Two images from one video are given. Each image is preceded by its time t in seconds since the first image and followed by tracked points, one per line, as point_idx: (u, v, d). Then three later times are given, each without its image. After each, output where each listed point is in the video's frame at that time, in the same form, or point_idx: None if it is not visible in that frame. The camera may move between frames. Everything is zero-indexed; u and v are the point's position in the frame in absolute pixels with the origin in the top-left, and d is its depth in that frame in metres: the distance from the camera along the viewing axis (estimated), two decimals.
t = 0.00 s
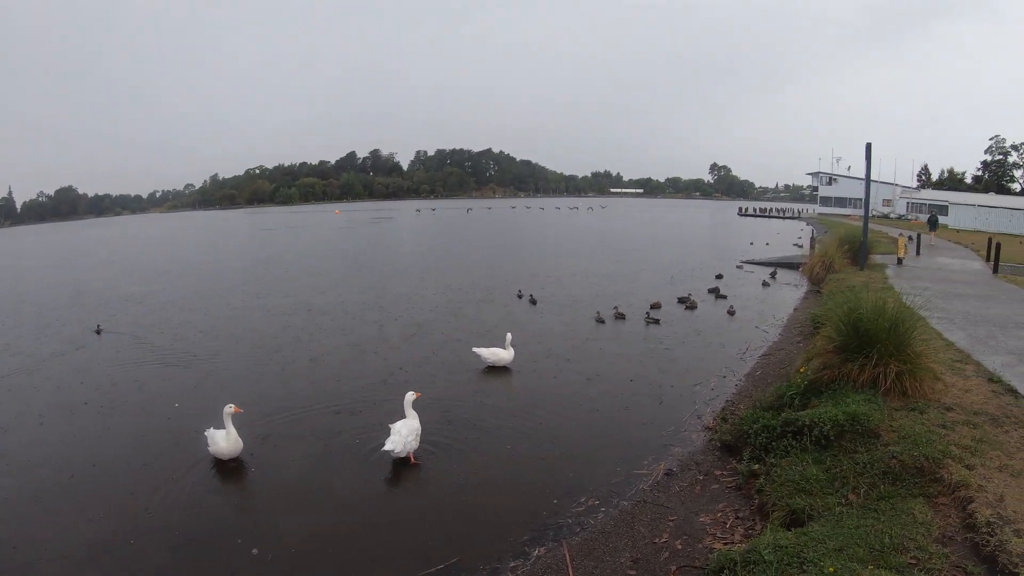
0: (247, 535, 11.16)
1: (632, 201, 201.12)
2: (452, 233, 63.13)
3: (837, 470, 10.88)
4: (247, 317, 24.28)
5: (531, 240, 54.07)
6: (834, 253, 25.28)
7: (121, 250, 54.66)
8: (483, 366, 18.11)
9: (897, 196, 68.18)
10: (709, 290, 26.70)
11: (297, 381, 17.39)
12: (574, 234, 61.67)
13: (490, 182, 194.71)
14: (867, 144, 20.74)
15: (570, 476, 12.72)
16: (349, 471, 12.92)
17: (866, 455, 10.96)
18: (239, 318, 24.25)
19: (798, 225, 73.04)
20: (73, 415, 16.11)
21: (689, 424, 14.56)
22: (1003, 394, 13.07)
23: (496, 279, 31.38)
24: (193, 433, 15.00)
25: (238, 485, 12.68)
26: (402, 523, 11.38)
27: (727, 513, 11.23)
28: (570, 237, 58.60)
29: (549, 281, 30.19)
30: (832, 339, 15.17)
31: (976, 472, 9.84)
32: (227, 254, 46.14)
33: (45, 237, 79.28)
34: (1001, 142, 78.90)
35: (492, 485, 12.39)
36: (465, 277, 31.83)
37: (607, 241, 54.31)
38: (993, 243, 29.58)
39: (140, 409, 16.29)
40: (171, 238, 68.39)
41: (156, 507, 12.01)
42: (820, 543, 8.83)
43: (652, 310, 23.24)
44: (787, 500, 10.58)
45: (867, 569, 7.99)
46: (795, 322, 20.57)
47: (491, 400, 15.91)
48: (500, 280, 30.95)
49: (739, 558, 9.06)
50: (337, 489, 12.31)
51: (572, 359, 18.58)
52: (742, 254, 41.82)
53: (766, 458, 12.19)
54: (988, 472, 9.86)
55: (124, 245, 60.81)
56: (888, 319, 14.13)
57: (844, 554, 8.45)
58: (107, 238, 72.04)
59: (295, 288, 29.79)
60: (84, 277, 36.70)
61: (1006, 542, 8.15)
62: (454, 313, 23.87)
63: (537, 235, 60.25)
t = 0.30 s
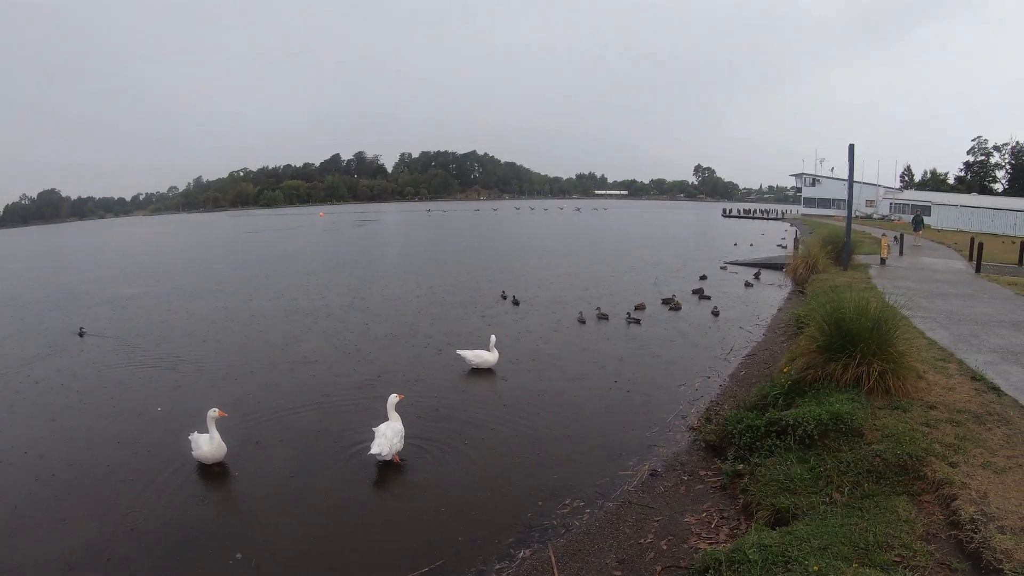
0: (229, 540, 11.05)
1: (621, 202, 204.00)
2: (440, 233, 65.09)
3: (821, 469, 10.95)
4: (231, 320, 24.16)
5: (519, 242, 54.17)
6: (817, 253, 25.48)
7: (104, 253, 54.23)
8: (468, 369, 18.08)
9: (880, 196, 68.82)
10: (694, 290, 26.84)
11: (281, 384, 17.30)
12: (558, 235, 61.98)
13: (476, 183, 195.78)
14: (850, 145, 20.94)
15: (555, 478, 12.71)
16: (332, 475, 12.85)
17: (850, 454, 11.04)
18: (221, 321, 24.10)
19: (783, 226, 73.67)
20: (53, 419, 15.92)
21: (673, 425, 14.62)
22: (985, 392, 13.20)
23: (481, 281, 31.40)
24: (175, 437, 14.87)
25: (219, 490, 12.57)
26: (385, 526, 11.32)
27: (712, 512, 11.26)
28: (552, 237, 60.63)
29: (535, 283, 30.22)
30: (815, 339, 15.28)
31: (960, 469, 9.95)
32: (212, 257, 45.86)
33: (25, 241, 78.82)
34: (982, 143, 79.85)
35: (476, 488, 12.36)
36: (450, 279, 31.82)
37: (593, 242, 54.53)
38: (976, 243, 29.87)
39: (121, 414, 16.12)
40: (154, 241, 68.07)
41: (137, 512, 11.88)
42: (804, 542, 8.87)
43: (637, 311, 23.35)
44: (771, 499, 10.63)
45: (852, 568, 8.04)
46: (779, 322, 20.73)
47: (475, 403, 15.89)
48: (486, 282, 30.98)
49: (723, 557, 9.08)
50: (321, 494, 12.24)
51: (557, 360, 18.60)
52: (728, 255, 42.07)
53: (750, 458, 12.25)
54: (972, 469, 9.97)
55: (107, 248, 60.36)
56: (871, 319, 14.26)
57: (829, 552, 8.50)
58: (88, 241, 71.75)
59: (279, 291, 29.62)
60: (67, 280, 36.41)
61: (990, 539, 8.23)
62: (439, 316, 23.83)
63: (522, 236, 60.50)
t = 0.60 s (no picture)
0: (217, 541, 10.98)
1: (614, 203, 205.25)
2: (436, 233, 65.79)
3: (810, 469, 10.99)
4: (218, 321, 24.05)
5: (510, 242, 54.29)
6: (806, 254, 25.65)
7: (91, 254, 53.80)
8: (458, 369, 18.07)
9: (868, 198, 69.27)
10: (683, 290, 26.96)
11: (270, 384, 17.24)
12: (549, 236, 62.12)
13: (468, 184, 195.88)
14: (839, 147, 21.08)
15: (544, 478, 12.72)
16: (322, 476, 12.80)
17: (839, 453, 11.09)
18: (209, 321, 23.98)
19: (773, 227, 74.20)
20: (38, 420, 15.77)
21: (663, 425, 14.66)
22: (973, 391, 13.30)
23: (472, 281, 31.43)
24: (162, 438, 14.77)
25: (207, 491, 12.49)
26: (374, 526, 11.28)
27: (701, 512, 11.28)
28: (547, 237, 61.42)
29: (525, 283, 30.26)
30: (804, 339, 15.35)
31: (948, 468, 10.02)
32: (201, 257, 45.63)
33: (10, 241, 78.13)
34: (970, 144, 80.55)
35: (466, 488, 12.34)
36: (441, 280, 31.82)
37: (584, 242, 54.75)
38: (963, 244, 30.15)
39: (108, 414, 16.00)
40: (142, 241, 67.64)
41: (124, 514, 11.77)
42: (794, 542, 8.89)
43: (626, 311, 23.41)
44: (761, 499, 10.65)
45: (841, 567, 8.07)
46: (768, 322, 20.83)
47: (464, 403, 15.85)
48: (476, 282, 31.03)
49: (713, 557, 9.09)
50: (310, 494, 12.18)
51: (547, 360, 18.60)
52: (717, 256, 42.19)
53: (739, 458, 12.29)
54: (960, 468, 10.04)
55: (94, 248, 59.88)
56: (859, 319, 14.34)
57: (818, 552, 8.52)
58: (74, 241, 71.17)
59: (269, 291, 29.46)
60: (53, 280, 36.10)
61: (979, 538, 8.27)
62: (429, 316, 23.83)
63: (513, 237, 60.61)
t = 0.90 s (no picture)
0: (206, 541, 10.91)
1: (608, 203, 205.90)
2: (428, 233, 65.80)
3: (801, 469, 11.02)
4: (208, 320, 23.92)
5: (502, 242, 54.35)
6: (797, 254, 25.76)
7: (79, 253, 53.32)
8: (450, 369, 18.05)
9: (859, 199, 69.63)
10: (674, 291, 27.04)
11: (260, 384, 17.18)
12: (541, 236, 62.16)
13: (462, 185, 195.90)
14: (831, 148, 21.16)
15: (535, 479, 12.70)
16: (313, 476, 12.75)
17: (830, 454, 11.12)
18: (199, 321, 23.85)
19: (764, 227, 74.51)
20: (26, 420, 15.63)
21: (654, 426, 14.67)
22: (964, 392, 13.37)
23: (463, 281, 31.42)
24: (151, 437, 14.68)
25: (197, 492, 12.42)
26: (365, 527, 11.24)
27: (692, 513, 11.29)
28: (539, 237, 61.61)
29: (516, 284, 30.26)
30: (795, 339, 15.40)
31: (939, 469, 10.06)
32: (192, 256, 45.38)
33: None
34: (960, 146, 81.07)
35: (457, 489, 12.31)
36: (432, 280, 31.79)
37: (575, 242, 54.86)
38: (953, 245, 30.35)
39: (97, 414, 15.89)
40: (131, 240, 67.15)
41: (112, 514, 11.68)
42: (785, 542, 8.90)
43: (618, 312, 23.45)
44: (751, 500, 10.68)
45: (832, 568, 8.08)
46: (759, 322, 20.89)
47: (456, 404, 15.81)
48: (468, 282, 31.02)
49: (704, 558, 9.09)
50: (301, 494, 12.13)
51: (539, 360, 18.61)
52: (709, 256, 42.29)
53: (730, 458, 12.31)
54: (951, 469, 10.08)
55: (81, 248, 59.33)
56: (851, 320, 14.40)
57: (809, 553, 8.54)
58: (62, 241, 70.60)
59: (260, 291, 29.31)
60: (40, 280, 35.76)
61: (970, 538, 8.30)
62: (420, 316, 23.80)
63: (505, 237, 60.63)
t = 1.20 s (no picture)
0: (198, 542, 10.88)
1: (602, 203, 206.22)
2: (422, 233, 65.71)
3: (793, 470, 11.04)
4: (200, 320, 23.83)
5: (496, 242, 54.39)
6: (790, 255, 25.84)
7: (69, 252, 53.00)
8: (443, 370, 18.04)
9: (852, 200, 69.94)
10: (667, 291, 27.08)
11: (253, 384, 17.14)
12: (534, 236, 62.18)
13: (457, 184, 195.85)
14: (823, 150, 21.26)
15: (528, 479, 12.69)
16: (305, 476, 12.73)
17: (823, 454, 11.15)
18: (190, 321, 23.76)
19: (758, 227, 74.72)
20: (17, 420, 15.54)
21: (647, 427, 14.68)
22: (957, 392, 13.43)
23: (456, 281, 31.41)
24: (144, 438, 14.63)
25: (189, 493, 12.39)
26: (358, 527, 11.23)
27: (685, 513, 11.31)
28: (533, 237, 61.64)
29: (509, 284, 30.26)
30: (787, 340, 15.45)
31: (931, 470, 10.10)
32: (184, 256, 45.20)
33: None
34: (953, 147, 81.39)
35: (450, 489, 12.32)
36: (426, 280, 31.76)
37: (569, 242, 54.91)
38: (946, 246, 30.48)
39: (89, 414, 15.82)
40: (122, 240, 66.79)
41: (104, 515, 11.63)
42: (777, 543, 8.92)
43: (611, 312, 23.48)
44: (744, 500, 10.70)
45: (824, 569, 8.11)
46: (752, 323, 20.95)
47: (449, 404, 15.78)
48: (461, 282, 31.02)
49: (696, 559, 9.10)
50: (294, 494, 12.11)
51: (532, 361, 18.62)
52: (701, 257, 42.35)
53: (723, 458, 12.33)
54: (943, 469, 10.12)
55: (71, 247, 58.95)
56: (843, 321, 14.45)
57: (801, 553, 8.56)
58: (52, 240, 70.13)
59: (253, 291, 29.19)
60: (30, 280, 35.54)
61: (962, 539, 8.34)
62: (413, 316, 23.78)
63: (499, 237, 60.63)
